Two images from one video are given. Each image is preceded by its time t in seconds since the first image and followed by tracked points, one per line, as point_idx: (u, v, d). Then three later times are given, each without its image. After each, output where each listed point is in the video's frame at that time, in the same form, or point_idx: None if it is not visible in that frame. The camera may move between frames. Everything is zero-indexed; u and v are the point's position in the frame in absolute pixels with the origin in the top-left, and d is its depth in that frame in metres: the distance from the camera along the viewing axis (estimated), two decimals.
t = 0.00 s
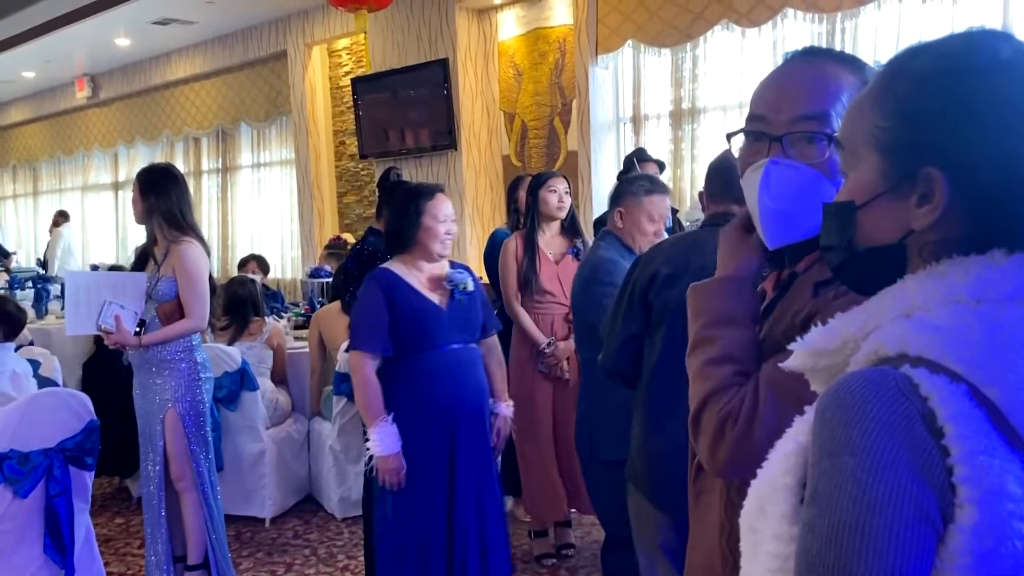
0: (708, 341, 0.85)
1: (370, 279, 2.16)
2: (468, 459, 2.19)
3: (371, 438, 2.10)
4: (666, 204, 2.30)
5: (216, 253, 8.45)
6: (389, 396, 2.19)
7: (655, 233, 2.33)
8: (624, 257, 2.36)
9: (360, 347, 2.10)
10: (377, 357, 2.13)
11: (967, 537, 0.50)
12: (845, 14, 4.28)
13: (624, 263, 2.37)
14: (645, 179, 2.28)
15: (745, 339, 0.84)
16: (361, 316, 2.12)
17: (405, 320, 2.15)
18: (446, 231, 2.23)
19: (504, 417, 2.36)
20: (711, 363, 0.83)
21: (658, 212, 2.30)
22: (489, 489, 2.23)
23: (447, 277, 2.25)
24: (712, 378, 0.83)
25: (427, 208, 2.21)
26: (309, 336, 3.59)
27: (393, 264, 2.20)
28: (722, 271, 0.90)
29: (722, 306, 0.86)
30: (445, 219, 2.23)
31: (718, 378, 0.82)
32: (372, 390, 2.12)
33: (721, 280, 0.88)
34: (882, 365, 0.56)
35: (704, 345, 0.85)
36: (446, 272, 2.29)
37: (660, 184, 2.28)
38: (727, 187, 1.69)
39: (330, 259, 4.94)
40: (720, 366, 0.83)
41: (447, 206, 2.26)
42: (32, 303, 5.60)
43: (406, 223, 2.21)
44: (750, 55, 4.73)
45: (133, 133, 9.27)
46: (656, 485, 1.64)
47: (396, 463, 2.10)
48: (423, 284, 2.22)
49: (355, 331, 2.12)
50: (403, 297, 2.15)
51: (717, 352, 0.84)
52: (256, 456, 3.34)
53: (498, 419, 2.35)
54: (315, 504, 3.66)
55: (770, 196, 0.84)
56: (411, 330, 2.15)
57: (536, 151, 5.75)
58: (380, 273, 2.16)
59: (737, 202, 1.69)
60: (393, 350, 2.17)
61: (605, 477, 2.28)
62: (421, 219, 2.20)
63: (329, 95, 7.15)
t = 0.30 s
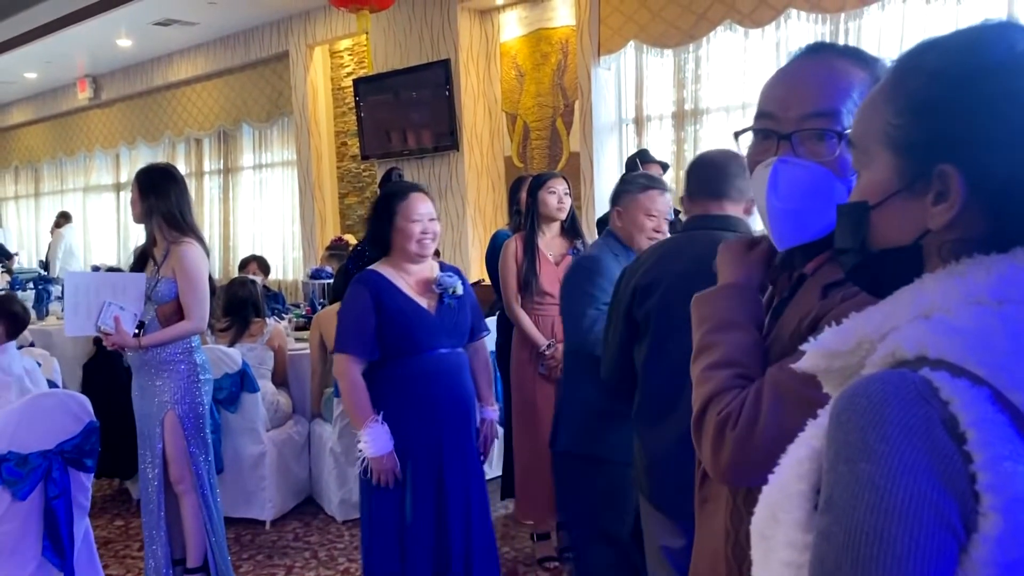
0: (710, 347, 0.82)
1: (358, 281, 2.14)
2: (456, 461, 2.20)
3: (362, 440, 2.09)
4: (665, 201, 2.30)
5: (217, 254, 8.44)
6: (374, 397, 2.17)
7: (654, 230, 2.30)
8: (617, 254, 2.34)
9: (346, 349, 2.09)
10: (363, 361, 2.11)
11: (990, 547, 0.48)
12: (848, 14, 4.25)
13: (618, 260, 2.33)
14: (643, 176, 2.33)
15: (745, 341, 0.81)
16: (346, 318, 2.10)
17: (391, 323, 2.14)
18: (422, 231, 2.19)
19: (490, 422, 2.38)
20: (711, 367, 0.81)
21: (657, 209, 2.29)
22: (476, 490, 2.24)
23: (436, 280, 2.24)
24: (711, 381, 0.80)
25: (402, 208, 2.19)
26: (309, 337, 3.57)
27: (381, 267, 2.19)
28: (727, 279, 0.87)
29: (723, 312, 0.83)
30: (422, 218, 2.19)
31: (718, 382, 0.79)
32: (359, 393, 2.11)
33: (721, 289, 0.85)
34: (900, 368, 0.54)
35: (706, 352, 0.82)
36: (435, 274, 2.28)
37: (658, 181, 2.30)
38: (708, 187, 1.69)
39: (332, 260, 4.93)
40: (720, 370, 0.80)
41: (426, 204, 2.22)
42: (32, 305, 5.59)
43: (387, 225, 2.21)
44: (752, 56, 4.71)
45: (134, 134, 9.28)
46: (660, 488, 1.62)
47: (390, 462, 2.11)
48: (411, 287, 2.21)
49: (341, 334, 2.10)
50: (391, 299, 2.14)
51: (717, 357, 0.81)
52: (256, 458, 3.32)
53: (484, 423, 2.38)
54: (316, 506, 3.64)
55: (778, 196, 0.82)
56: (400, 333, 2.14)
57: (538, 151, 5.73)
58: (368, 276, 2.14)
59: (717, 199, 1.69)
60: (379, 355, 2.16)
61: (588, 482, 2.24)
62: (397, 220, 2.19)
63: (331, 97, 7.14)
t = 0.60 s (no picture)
0: (708, 344, 0.80)
1: (349, 283, 2.13)
2: (449, 462, 2.19)
3: (347, 446, 2.07)
4: (632, 195, 2.27)
5: (219, 255, 8.43)
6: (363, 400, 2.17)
7: (625, 226, 2.28)
8: (590, 255, 2.29)
9: (337, 353, 2.07)
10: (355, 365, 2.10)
11: (1015, 559, 0.46)
12: (852, 14, 4.22)
13: (592, 262, 2.28)
14: (607, 173, 2.29)
15: (744, 337, 0.79)
16: (338, 320, 2.09)
17: (383, 327, 2.12)
18: (405, 234, 2.18)
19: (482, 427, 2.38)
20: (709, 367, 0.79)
21: (626, 204, 2.25)
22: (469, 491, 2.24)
23: (430, 284, 2.23)
24: (712, 381, 0.78)
25: (390, 211, 2.19)
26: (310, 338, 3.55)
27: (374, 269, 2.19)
28: (724, 269, 0.84)
29: (721, 308, 0.81)
30: (403, 222, 2.18)
31: (719, 383, 0.77)
32: (349, 398, 2.09)
33: (720, 277, 0.83)
34: (915, 372, 0.52)
35: (705, 349, 0.81)
36: (429, 276, 2.28)
37: (625, 176, 2.29)
38: (679, 189, 1.69)
39: (333, 261, 4.91)
40: (719, 370, 0.78)
41: (414, 207, 2.22)
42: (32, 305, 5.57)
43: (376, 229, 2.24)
44: (756, 55, 4.68)
45: (136, 134, 9.27)
46: (663, 493, 1.59)
47: (372, 470, 2.09)
48: (403, 291, 2.20)
49: (332, 336, 2.09)
50: (383, 302, 2.13)
51: (714, 357, 0.79)
52: (256, 459, 3.30)
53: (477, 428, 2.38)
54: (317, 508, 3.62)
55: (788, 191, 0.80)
56: (392, 337, 2.12)
57: (541, 152, 5.72)
58: (360, 279, 2.14)
59: (691, 200, 1.67)
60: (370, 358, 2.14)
61: (585, 486, 2.21)
62: (384, 224, 2.19)
63: (333, 97, 7.12)
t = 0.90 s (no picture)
0: (731, 338, 0.80)
1: (351, 282, 2.12)
2: (450, 463, 2.18)
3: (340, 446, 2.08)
4: (624, 201, 2.19)
5: (223, 255, 8.43)
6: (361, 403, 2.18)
7: (615, 234, 2.20)
8: (573, 261, 2.18)
9: (337, 351, 2.07)
10: (354, 364, 2.09)
11: None
12: (858, 13, 4.21)
13: (574, 268, 2.18)
14: (599, 176, 2.19)
15: (768, 335, 0.79)
16: (337, 321, 2.08)
17: (384, 328, 2.11)
18: (394, 237, 2.16)
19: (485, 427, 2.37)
20: (728, 361, 0.79)
21: (617, 211, 2.17)
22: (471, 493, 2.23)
23: (432, 282, 2.21)
24: (731, 376, 0.78)
25: (389, 211, 2.17)
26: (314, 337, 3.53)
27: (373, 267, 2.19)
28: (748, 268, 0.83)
29: (742, 304, 0.80)
30: (393, 225, 2.17)
31: (737, 377, 0.77)
32: (345, 396, 2.10)
33: (747, 274, 0.82)
34: (941, 372, 0.51)
35: (726, 343, 0.80)
36: (433, 274, 2.25)
37: (618, 181, 2.19)
38: (682, 190, 1.69)
39: (337, 260, 4.90)
40: (738, 365, 0.78)
41: (414, 209, 2.20)
42: (37, 305, 5.57)
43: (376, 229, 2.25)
44: (761, 54, 4.68)
45: (140, 134, 9.27)
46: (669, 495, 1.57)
47: (364, 471, 2.08)
48: (405, 290, 2.19)
49: (331, 336, 2.08)
50: (384, 300, 2.12)
51: (736, 350, 0.78)
52: (261, 459, 3.30)
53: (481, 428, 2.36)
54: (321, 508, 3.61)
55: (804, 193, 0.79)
56: (393, 336, 2.12)
57: (545, 151, 5.71)
58: (361, 277, 2.13)
59: (696, 200, 1.68)
60: (369, 358, 2.14)
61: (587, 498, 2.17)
62: (382, 225, 2.17)
63: (337, 97, 7.11)
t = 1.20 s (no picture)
0: (749, 358, 0.77)
1: (354, 278, 2.13)
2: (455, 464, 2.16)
3: (351, 441, 2.05)
4: (622, 193, 2.20)
5: (228, 252, 8.44)
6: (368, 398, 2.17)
7: (617, 226, 2.20)
8: (575, 259, 2.16)
9: (339, 347, 2.07)
10: (359, 359, 2.09)
11: None
12: (867, 9, 4.19)
13: (575, 267, 2.15)
14: (596, 171, 2.20)
15: (785, 349, 0.77)
16: (342, 317, 2.08)
17: (389, 325, 2.11)
18: (389, 235, 2.16)
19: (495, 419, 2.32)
20: (752, 381, 0.76)
21: (618, 202, 2.18)
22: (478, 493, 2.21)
23: (437, 279, 2.19)
24: (754, 398, 0.75)
25: (390, 209, 2.16)
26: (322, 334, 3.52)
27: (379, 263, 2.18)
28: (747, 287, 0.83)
29: (754, 320, 0.79)
30: (395, 220, 2.16)
31: (765, 396, 0.74)
32: (350, 392, 2.08)
33: (747, 294, 0.81)
34: (979, 367, 0.49)
35: (746, 363, 0.77)
36: (438, 270, 2.24)
37: (615, 175, 2.20)
38: (718, 180, 1.67)
39: (343, 257, 4.89)
40: (762, 384, 0.75)
41: (415, 208, 2.18)
42: (43, 302, 5.57)
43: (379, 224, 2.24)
44: (769, 51, 4.66)
45: (145, 132, 9.27)
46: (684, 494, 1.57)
47: (377, 464, 2.07)
48: (411, 288, 2.18)
49: (336, 332, 2.08)
50: (385, 295, 2.12)
51: (757, 368, 0.76)
52: (268, 457, 3.29)
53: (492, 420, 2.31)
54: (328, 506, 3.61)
55: (826, 184, 0.79)
56: (394, 332, 2.11)
57: (551, 149, 5.70)
58: (364, 273, 2.13)
59: (732, 192, 1.65)
60: (370, 353, 2.14)
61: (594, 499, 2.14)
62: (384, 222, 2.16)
63: (342, 94, 7.09)
